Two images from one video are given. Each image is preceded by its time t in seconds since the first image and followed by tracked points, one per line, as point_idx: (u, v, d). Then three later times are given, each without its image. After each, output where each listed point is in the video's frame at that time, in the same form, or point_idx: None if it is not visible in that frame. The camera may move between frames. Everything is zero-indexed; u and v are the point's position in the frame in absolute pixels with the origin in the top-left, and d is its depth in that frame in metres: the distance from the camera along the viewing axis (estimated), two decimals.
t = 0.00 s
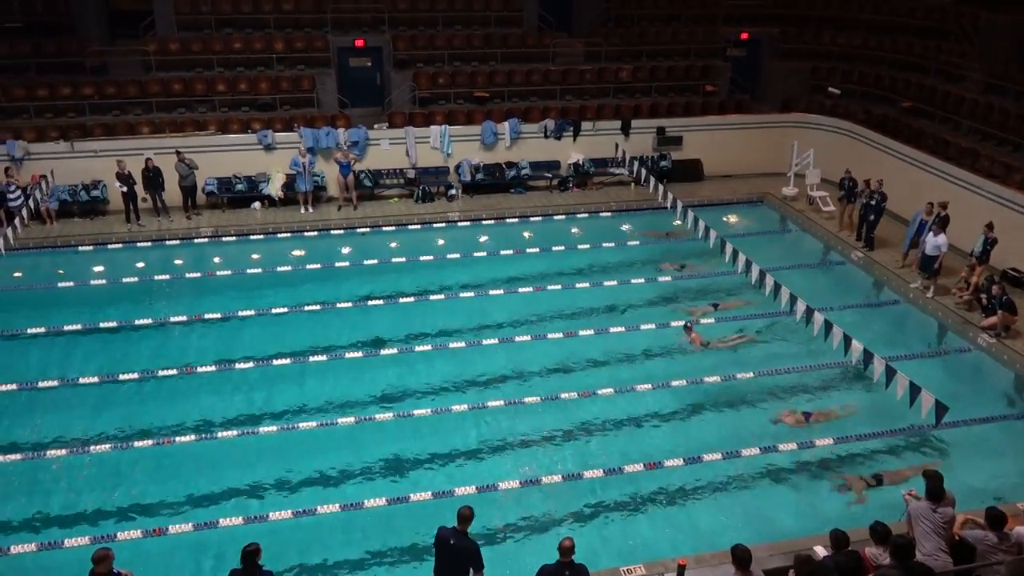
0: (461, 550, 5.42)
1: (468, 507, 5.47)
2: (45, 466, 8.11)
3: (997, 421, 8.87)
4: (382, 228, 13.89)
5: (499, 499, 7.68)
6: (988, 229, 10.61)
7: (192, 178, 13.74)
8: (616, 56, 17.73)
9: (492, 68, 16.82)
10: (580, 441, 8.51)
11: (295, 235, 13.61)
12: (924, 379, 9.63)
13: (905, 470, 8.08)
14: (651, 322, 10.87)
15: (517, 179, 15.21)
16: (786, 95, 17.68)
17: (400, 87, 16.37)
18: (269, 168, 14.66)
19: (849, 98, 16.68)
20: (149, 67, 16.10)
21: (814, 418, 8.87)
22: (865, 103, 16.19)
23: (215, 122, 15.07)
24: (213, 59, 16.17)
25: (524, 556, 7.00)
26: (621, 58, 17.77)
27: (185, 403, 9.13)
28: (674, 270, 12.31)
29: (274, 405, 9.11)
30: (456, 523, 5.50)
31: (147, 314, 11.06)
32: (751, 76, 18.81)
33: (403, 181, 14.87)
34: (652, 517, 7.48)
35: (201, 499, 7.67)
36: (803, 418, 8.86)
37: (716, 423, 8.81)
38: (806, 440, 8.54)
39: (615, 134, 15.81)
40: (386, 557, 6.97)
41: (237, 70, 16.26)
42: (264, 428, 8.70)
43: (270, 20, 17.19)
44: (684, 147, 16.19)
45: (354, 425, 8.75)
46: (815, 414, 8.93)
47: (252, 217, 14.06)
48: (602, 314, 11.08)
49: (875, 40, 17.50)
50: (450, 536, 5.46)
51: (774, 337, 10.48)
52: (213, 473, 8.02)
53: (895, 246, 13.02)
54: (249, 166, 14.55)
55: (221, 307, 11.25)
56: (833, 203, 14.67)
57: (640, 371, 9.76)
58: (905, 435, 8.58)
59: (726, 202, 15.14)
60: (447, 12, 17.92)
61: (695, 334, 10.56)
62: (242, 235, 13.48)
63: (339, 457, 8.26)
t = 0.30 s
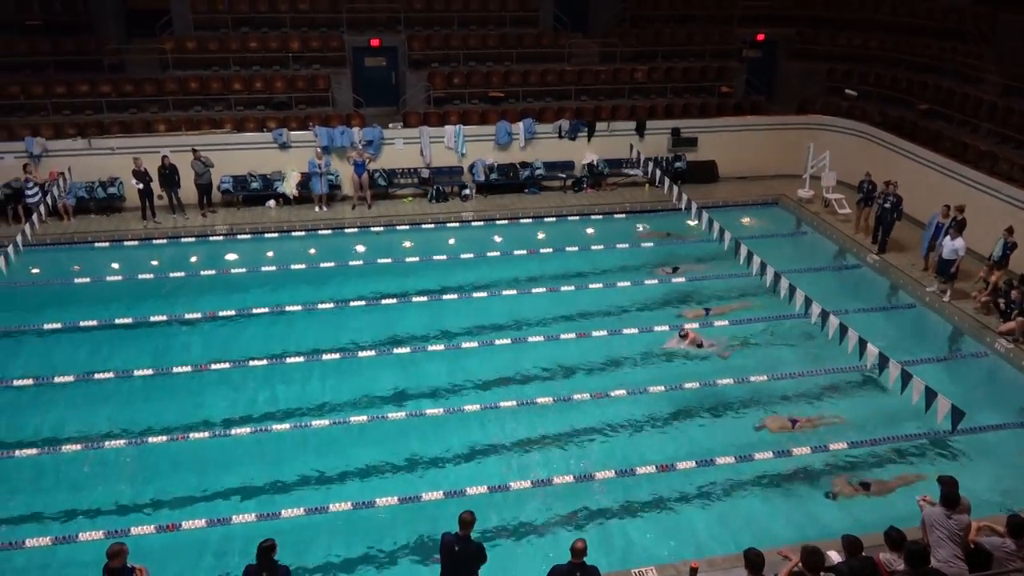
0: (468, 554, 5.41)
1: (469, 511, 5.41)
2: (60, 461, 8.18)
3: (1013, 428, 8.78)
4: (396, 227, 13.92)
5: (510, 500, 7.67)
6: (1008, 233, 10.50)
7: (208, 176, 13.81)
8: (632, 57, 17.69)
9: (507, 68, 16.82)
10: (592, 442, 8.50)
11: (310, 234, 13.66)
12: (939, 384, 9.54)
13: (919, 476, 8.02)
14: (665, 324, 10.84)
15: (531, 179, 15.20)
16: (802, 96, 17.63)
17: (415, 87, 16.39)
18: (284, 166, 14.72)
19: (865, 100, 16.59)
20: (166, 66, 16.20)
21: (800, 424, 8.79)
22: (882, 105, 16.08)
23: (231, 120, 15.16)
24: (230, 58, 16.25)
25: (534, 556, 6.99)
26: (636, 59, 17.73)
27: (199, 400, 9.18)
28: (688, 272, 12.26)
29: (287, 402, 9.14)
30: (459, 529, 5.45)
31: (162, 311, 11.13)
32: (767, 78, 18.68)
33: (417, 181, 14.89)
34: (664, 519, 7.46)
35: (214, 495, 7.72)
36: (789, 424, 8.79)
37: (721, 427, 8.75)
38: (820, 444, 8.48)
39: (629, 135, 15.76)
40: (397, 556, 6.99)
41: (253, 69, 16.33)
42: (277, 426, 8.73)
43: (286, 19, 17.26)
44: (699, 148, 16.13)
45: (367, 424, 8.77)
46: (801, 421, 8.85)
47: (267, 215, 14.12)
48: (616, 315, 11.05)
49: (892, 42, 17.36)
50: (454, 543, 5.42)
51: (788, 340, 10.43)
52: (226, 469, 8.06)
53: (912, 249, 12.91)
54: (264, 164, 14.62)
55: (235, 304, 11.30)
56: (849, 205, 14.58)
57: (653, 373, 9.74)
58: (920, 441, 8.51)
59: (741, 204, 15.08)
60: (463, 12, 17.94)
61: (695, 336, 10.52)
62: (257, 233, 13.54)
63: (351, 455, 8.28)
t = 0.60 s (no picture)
0: (482, 560, 5.38)
1: (482, 518, 5.39)
2: (87, 453, 8.29)
3: None
4: (419, 226, 13.96)
5: (531, 500, 7.67)
6: None
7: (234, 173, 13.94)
8: (657, 57, 17.63)
9: (532, 68, 16.83)
10: (614, 443, 8.48)
11: (333, 232, 13.73)
12: (967, 390, 9.41)
13: (945, 483, 7.91)
14: (687, 326, 10.78)
15: (554, 180, 15.18)
16: (829, 98, 17.51)
17: (439, 86, 16.45)
18: (309, 165, 14.82)
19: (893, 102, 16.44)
20: (194, 64, 16.37)
21: (797, 429, 8.71)
22: (910, 107, 15.90)
23: (257, 119, 15.29)
24: (256, 56, 16.38)
25: (554, 557, 6.99)
26: (661, 59, 17.66)
27: (222, 396, 9.26)
28: (712, 274, 12.18)
29: (310, 399, 9.20)
30: (472, 535, 5.43)
31: (188, 307, 11.24)
32: (795, 80, 18.50)
33: (441, 180, 14.94)
34: (685, 523, 7.41)
35: (237, 490, 7.79)
36: (785, 430, 8.69)
37: (737, 431, 8.67)
38: (844, 449, 8.39)
39: (653, 136, 15.70)
40: (417, 554, 7.01)
41: (278, 68, 16.44)
42: (299, 422, 8.79)
43: (312, 19, 17.38)
44: (724, 149, 16.02)
45: (388, 421, 8.81)
46: (798, 426, 8.75)
47: (292, 212, 14.22)
48: (639, 316, 11.01)
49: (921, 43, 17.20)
50: (468, 550, 5.40)
51: (813, 344, 10.32)
52: (249, 464, 8.13)
53: (940, 253, 12.74)
54: (289, 163, 14.72)
55: (259, 301, 11.39)
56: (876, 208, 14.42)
57: (675, 375, 9.69)
58: (946, 448, 8.39)
59: (766, 206, 14.97)
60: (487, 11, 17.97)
61: (698, 343, 10.40)
62: (281, 230, 13.65)
63: (372, 452, 8.32)
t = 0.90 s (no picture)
0: (496, 564, 5.34)
1: (497, 520, 5.36)
2: (110, 446, 8.39)
3: None
4: (440, 225, 13.99)
5: (549, 500, 7.66)
6: None
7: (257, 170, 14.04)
8: (680, 57, 17.55)
9: (554, 68, 16.82)
10: (632, 444, 8.45)
11: (355, 229, 13.79)
12: (992, 396, 9.30)
13: (968, 490, 7.82)
14: (708, 327, 10.73)
15: (575, 180, 15.16)
16: (855, 99, 17.54)
17: (461, 85, 16.51)
18: (331, 162, 14.88)
19: (919, 104, 16.31)
20: (219, 61, 16.49)
21: (796, 434, 8.58)
22: (936, 110, 15.72)
23: (280, 116, 15.40)
24: (280, 54, 16.49)
25: (571, 557, 6.98)
26: (684, 59, 17.59)
27: (242, 391, 9.33)
28: (733, 276, 12.11)
29: (330, 395, 9.25)
30: (487, 539, 5.39)
31: (210, 302, 11.34)
32: (819, 80, 18.43)
33: (462, 179, 14.96)
34: (703, 525, 7.38)
35: (255, 484, 7.84)
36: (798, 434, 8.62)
37: (749, 436, 8.59)
38: (865, 454, 8.32)
39: (676, 136, 15.63)
40: (434, 551, 7.03)
41: (302, 65, 16.53)
42: (319, 418, 8.84)
43: (336, 17, 17.46)
44: (746, 151, 15.92)
45: (408, 419, 8.84)
46: (805, 431, 8.67)
47: (314, 210, 14.30)
48: (660, 317, 10.97)
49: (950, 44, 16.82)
50: (483, 553, 5.36)
51: (834, 347, 10.24)
52: (268, 459, 8.19)
53: (965, 258, 12.58)
54: (311, 160, 14.80)
55: (280, 297, 11.47)
56: (900, 211, 14.27)
57: (695, 377, 9.64)
58: (970, 454, 8.29)
59: (788, 208, 14.86)
60: (510, 10, 17.97)
61: (697, 347, 10.26)
62: (303, 227, 13.73)
63: (390, 450, 8.35)
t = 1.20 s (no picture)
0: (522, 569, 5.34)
1: (527, 523, 5.33)
2: (139, 438, 8.51)
3: None
4: (467, 223, 14.01)
5: (573, 500, 7.65)
6: None
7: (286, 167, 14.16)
8: (710, 56, 17.44)
9: (582, 67, 16.80)
10: (656, 446, 8.40)
11: (382, 226, 13.86)
12: None
13: (999, 498, 7.69)
14: (735, 329, 10.64)
15: (602, 179, 15.11)
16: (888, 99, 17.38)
17: (489, 84, 16.60)
18: (358, 159, 14.97)
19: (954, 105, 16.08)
20: (250, 59, 16.66)
21: (818, 439, 8.47)
22: (971, 110, 15.46)
23: (309, 114, 15.54)
24: (310, 52, 16.62)
25: (594, 557, 6.96)
26: (714, 59, 17.47)
27: (269, 386, 9.42)
28: (760, 277, 12.00)
29: (356, 391, 9.31)
30: (517, 542, 5.36)
31: (239, 297, 11.46)
32: (850, 80, 18.29)
33: (489, 177, 14.98)
34: (728, 528, 7.33)
35: (280, 479, 7.91)
36: (825, 438, 8.52)
37: (772, 439, 8.49)
38: (894, 460, 8.21)
39: (704, 136, 15.52)
40: (456, 549, 7.05)
41: (331, 63, 16.65)
42: (345, 414, 8.90)
43: (366, 15, 17.56)
44: (776, 151, 15.77)
45: (432, 416, 8.86)
46: (832, 435, 8.57)
47: (342, 207, 14.40)
48: (689, 318, 10.89)
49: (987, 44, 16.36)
50: (515, 557, 5.34)
51: (863, 351, 10.10)
52: (293, 454, 8.26)
53: (1000, 262, 12.35)
54: (340, 157, 14.90)
55: (308, 294, 11.56)
56: (933, 214, 14.05)
57: (721, 379, 9.57)
58: (1001, 462, 8.15)
59: (818, 209, 14.70)
60: (540, 9, 17.96)
61: (723, 349, 10.18)
62: (330, 224, 13.82)
63: (414, 446, 8.38)
